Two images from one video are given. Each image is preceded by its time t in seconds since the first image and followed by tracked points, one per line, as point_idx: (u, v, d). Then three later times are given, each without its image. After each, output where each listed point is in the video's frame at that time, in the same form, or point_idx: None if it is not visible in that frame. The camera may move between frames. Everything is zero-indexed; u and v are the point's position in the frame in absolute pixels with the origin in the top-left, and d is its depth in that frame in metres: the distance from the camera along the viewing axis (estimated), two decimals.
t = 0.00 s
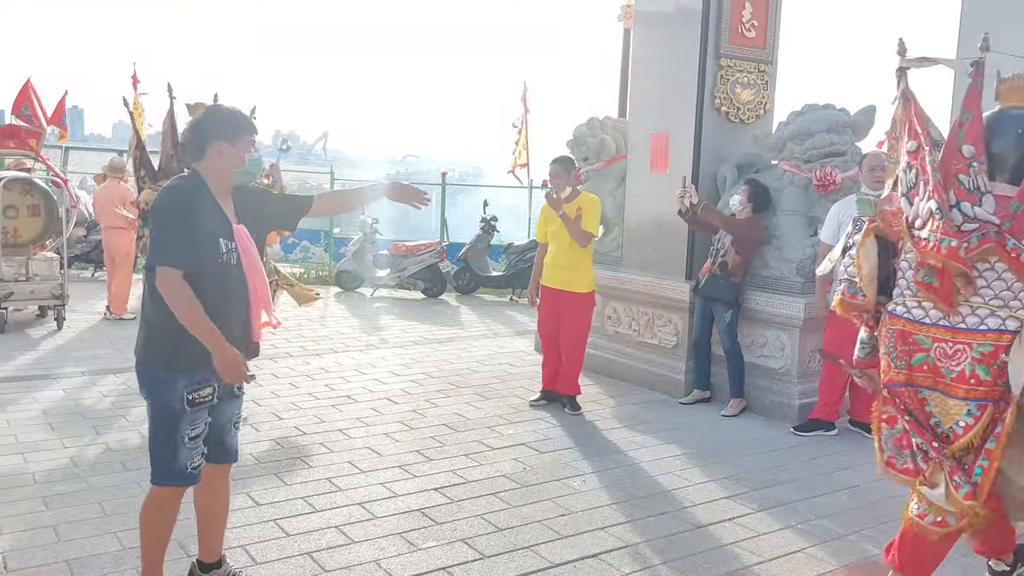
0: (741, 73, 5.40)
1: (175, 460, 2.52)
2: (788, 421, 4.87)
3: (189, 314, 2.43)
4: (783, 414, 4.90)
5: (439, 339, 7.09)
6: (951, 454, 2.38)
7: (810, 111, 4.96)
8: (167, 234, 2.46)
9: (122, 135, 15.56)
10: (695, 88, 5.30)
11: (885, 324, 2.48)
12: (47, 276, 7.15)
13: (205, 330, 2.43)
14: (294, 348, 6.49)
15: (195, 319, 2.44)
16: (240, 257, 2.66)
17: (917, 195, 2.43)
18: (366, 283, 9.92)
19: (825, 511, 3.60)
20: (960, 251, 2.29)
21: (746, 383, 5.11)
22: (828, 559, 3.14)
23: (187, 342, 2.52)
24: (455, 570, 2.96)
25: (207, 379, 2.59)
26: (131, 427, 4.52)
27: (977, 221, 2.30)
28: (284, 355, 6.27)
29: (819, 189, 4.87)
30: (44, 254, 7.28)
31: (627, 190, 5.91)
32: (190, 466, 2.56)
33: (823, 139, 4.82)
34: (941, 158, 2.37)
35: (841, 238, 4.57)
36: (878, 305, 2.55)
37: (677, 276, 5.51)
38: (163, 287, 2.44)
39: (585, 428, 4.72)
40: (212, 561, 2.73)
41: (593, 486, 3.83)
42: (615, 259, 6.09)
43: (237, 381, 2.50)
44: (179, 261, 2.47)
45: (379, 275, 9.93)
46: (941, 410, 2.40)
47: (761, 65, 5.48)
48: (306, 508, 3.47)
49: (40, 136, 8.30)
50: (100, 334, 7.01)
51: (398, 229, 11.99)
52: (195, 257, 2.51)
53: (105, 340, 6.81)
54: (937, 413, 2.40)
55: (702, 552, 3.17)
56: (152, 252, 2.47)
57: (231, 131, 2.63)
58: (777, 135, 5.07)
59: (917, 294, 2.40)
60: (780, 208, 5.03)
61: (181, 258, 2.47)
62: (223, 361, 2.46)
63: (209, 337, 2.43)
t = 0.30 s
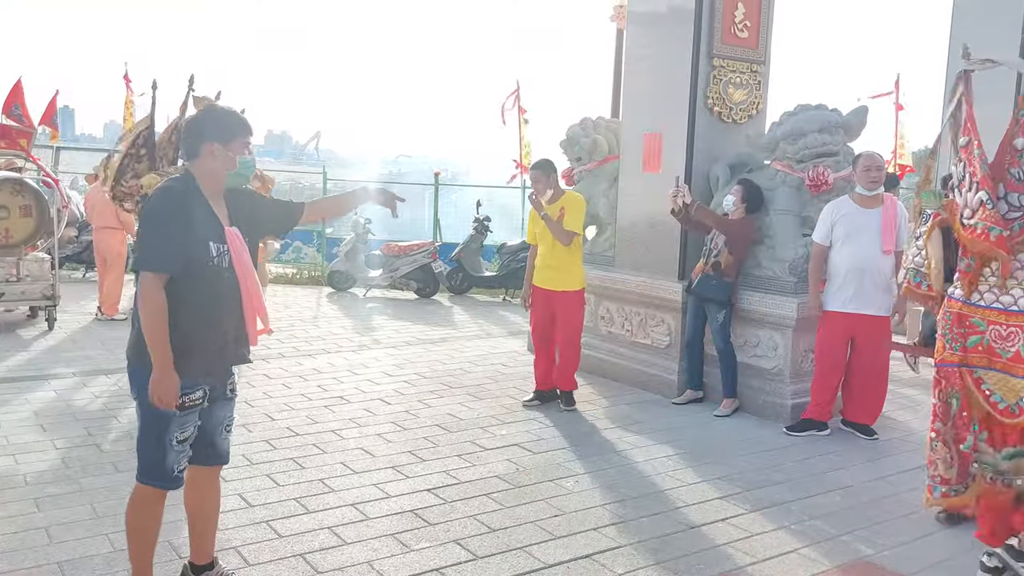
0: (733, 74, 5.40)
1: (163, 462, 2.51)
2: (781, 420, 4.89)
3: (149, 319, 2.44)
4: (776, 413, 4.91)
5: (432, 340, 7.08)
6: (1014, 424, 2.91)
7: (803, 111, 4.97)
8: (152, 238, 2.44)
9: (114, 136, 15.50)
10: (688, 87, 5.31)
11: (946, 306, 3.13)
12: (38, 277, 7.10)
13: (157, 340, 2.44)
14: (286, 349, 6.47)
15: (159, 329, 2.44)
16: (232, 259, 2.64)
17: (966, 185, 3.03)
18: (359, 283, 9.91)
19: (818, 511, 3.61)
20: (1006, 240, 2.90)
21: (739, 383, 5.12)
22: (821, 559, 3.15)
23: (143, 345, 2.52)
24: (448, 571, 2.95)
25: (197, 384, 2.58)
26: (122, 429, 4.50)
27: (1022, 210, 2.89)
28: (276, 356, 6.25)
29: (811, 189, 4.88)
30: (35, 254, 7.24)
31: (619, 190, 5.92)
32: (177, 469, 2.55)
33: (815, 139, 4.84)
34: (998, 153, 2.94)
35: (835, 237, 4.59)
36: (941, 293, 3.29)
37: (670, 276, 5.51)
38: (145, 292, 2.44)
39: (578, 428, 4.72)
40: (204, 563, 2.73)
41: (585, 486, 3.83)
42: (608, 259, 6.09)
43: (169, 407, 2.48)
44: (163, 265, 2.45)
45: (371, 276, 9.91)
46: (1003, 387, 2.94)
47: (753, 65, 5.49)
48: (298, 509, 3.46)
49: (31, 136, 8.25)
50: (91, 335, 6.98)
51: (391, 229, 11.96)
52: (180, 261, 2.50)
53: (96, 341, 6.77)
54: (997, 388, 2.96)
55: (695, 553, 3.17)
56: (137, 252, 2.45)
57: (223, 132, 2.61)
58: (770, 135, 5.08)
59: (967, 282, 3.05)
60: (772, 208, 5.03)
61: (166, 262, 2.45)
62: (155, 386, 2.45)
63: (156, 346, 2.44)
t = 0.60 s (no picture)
0: (728, 74, 5.41)
1: (152, 464, 2.50)
2: (776, 420, 4.89)
3: (123, 320, 2.43)
4: (771, 413, 4.92)
5: (427, 340, 7.07)
6: None
7: (797, 111, 4.98)
8: (135, 238, 2.43)
9: (107, 136, 15.49)
10: (683, 88, 5.31)
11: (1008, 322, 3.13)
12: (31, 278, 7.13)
13: (133, 341, 2.44)
14: (281, 350, 6.46)
15: (129, 329, 2.44)
16: (219, 259, 2.64)
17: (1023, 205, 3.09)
18: (353, 283, 9.89)
19: (812, 511, 3.61)
20: None
21: (733, 383, 5.12)
22: (815, 558, 3.15)
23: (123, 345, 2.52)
24: (443, 572, 2.94)
25: (185, 386, 2.57)
26: (116, 429, 4.48)
27: None
28: (271, 356, 6.23)
29: (806, 189, 4.89)
30: (28, 255, 7.23)
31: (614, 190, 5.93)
32: (166, 470, 2.54)
33: (809, 139, 4.85)
34: None
35: (829, 237, 4.60)
36: (998, 301, 3.17)
37: (665, 276, 5.52)
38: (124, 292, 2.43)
39: (574, 428, 4.72)
40: (198, 563, 2.72)
41: (581, 486, 3.83)
42: (603, 259, 6.09)
43: (145, 410, 2.47)
44: (146, 265, 2.44)
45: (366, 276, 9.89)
46: None
47: (748, 66, 5.50)
48: (292, 510, 3.45)
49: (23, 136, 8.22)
50: (84, 335, 6.96)
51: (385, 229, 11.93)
52: (165, 261, 2.49)
53: (90, 341, 6.75)
54: None
55: (690, 552, 3.17)
56: (118, 253, 2.43)
57: (208, 132, 2.60)
58: (764, 135, 5.09)
59: None
60: (767, 208, 5.04)
61: (149, 262, 2.44)
62: (131, 387, 2.45)
63: (131, 347, 2.44)
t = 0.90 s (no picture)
0: (723, 76, 5.42)
1: (147, 468, 2.50)
2: (772, 421, 4.90)
3: (116, 324, 2.43)
4: (767, 414, 4.93)
5: (423, 342, 7.07)
6: None
7: (793, 113, 5.00)
8: (120, 241, 2.42)
9: (102, 137, 15.47)
10: (679, 90, 5.32)
11: None
12: (26, 280, 7.12)
13: (128, 343, 2.44)
14: (277, 352, 6.46)
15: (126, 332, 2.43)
16: (206, 259, 2.63)
17: None
18: (350, 285, 9.89)
19: (809, 512, 3.62)
20: None
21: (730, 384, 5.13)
22: (811, 559, 3.16)
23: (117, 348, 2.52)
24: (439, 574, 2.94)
25: (178, 388, 2.57)
26: (112, 432, 4.47)
27: None
28: (267, 358, 6.23)
29: (802, 191, 4.90)
30: (23, 257, 7.22)
31: (610, 192, 5.93)
32: (162, 473, 2.54)
33: (805, 141, 4.87)
34: None
35: (825, 239, 4.61)
36: None
37: (661, 278, 5.52)
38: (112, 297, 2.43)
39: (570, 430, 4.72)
40: (197, 565, 2.73)
41: (577, 488, 3.83)
42: (599, 260, 6.10)
43: (146, 411, 2.48)
44: (132, 268, 2.43)
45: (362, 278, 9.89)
46: None
47: (743, 68, 5.51)
48: (290, 513, 3.45)
49: (19, 138, 8.20)
50: (80, 338, 6.95)
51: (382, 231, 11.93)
52: (150, 263, 2.48)
53: (86, 344, 6.74)
54: None
55: (687, 554, 3.17)
56: (103, 257, 2.42)
57: (186, 132, 2.59)
58: (760, 137, 5.10)
59: None
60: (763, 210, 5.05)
61: (135, 266, 2.43)
62: (133, 389, 2.45)
63: (128, 348, 2.44)
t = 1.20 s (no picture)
0: (723, 80, 5.45)
1: (135, 474, 2.52)
2: (772, 424, 4.92)
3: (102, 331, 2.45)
4: (767, 417, 4.94)
5: (424, 345, 7.08)
6: None
7: (792, 117, 5.03)
8: (99, 250, 2.46)
9: (101, 140, 15.47)
10: (679, 95, 5.34)
11: None
12: (28, 284, 7.12)
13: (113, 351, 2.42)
14: (278, 355, 6.47)
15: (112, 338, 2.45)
16: (187, 266, 2.64)
17: None
18: (350, 288, 9.90)
19: (809, 515, 3.64)
20: None
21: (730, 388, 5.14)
22: (812, 562, 3.18)
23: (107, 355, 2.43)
24: None
25: (166, 394, 2.57)
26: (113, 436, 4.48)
27: None
28: (268, 362, 6.24)
29: (801, 194, 4.93)
30: (24, 261, 7.21)
31: (610, 196, 5.95)
32: (151, 479, 2.56)
33: (803, 145, 4.90)
34: None
35: (826, 242, 4.62)
36: None
37: (661, 282, 5.54)
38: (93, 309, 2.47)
39: (572, 433, 4.74)
40: (199, 569, 2.75)
41: (578, 491, 3.84)
42: (599, 263, 6.11)
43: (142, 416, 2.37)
44: (112, 276, 2.46)
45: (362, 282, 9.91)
46: None
47: (742, 72, 5.54)
48: (292, 517, 3.46)
49: (20, 142, 8.21)
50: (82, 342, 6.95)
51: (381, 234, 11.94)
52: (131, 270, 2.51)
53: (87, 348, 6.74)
54: None
55: (689, 557, 3.19)
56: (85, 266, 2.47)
57: (160, 138, 2.63)
58: (759, 140, 5.13)
59: None
60: (763, 214, 5.08)
61: (115, 273, 2.47)
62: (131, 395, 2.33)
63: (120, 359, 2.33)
